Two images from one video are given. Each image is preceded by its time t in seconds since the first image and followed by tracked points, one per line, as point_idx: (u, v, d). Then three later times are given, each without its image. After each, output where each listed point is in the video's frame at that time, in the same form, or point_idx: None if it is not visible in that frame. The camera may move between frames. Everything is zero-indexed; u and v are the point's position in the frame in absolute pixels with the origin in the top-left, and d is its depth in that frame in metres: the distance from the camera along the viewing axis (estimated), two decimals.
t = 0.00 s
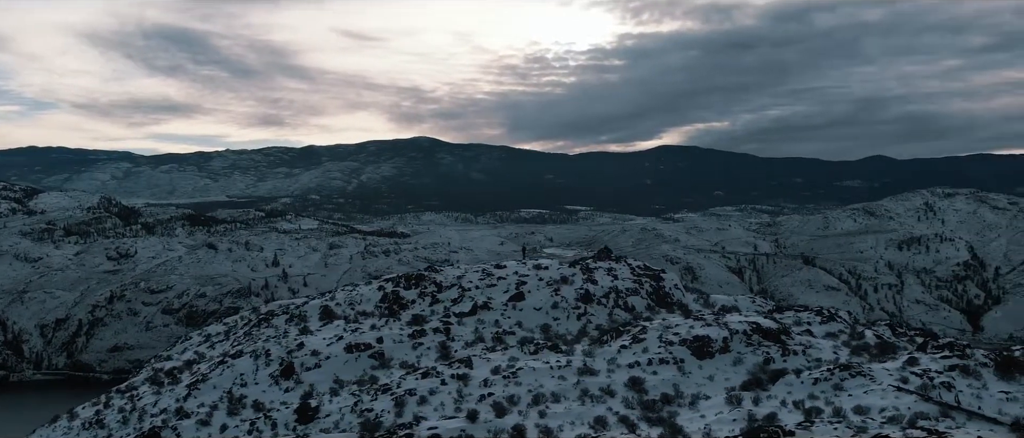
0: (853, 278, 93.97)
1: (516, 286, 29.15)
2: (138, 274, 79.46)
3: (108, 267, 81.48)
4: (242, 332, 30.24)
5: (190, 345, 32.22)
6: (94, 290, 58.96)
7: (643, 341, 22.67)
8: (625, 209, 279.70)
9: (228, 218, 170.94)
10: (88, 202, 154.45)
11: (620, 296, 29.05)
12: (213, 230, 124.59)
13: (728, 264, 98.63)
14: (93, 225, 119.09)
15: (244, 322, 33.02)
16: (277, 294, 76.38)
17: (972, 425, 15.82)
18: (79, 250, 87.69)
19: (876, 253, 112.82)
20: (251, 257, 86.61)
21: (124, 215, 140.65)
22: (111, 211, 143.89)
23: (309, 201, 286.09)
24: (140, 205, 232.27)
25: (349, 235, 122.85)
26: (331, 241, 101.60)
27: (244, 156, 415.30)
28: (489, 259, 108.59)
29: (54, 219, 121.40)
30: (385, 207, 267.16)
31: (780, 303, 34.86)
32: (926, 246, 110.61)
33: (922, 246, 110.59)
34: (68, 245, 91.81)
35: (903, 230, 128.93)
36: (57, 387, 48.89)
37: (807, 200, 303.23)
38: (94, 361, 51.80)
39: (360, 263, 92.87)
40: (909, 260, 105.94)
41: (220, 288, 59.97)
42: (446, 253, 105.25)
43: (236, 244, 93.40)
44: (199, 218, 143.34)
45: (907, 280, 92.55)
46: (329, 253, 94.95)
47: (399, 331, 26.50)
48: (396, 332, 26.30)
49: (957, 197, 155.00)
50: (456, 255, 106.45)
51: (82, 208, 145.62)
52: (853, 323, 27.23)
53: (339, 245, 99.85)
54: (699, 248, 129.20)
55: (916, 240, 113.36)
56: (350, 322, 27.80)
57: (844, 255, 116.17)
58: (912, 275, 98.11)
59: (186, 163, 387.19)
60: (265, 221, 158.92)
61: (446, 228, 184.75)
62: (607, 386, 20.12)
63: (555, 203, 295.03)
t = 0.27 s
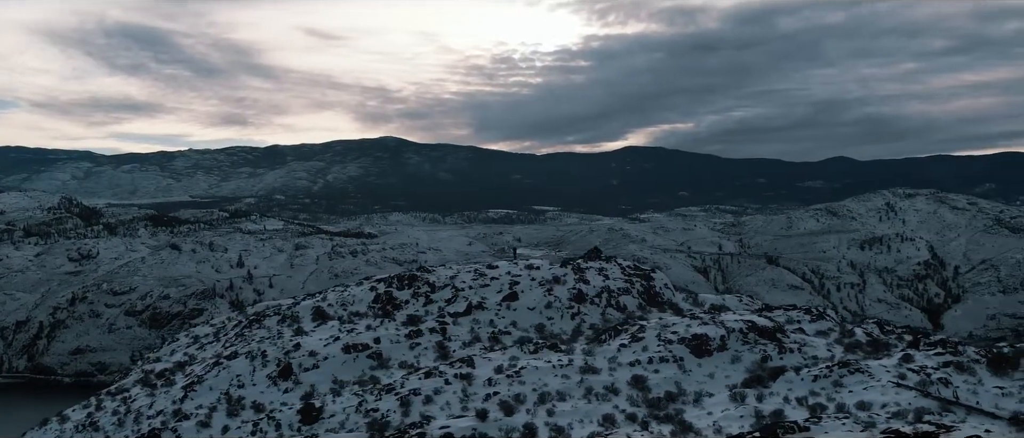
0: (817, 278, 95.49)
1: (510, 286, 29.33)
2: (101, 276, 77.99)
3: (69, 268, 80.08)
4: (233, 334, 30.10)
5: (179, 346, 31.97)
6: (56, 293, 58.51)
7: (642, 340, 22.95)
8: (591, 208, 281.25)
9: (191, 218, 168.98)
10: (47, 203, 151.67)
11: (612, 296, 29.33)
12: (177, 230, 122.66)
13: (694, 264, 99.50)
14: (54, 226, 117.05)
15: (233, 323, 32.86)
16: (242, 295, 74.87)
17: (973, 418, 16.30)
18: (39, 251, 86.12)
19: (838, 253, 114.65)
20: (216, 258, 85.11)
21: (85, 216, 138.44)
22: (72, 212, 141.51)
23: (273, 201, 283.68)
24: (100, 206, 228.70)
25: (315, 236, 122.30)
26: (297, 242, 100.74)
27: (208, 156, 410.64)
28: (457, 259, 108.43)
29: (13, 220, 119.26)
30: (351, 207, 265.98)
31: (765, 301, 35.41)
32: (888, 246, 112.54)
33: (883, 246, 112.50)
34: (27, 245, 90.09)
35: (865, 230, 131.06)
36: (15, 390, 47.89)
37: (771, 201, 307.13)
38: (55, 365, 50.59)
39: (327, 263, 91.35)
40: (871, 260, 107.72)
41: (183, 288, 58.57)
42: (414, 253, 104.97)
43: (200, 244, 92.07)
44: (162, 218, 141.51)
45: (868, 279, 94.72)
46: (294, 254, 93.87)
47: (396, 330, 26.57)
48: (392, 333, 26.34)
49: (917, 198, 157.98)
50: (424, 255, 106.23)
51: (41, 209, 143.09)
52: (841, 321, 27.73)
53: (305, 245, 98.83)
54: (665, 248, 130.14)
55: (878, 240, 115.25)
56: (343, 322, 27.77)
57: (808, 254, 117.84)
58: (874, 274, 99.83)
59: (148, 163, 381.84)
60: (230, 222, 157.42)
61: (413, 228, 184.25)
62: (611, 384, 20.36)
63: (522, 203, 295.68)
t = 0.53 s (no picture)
0: (781, 277, 96.67)
1: (503, 286, 29.51)
2: (62, 277, 76.74)
3: (29, 268, 78.76)
4: (224, 334, 29.93)
5: (166, 348, 31.68)
6: (15, 293, 57.67)
7: (640, 339, 23.23)
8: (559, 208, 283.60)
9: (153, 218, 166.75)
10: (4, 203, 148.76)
11: (604, 295, 29.61)
12: (139, 231, 120.99)
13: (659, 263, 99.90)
14: (13, 226, 114.89)
15: (222, 324, 32.66)
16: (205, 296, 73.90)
17: (975, 412, 16.74)
18: None
19: (802, 252, 116.29)
20: (179, 259, 84.02)
21: (44, 216, 135.94)
22: (30, 212, 138.90)
23: (238, 201, 280.79)
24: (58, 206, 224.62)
25: (280, 237, 121.35)
26: (262, 242, 99.92)
27: (170, 155, 405.43)
28: (425, 260, 108.15)
29: None
30: (316, 207, 264.27)
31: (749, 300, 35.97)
32: (850, 245, 114.16)
33: (846, 246, 114.14)
34: None
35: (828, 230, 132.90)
36: None
37: (735, 201, 310.33)
38: (15, 367, 50.13)
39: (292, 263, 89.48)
40: (834, 259, 109.30)
41: (147, 289, 57.85)
42: (382, 252, 104.53)
43: (162, 245, 91.00)
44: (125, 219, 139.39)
45: (830, 278, 96.73)
46: (260, 255, 93.07)
47: (392, 331, 26.61)
48: (388, 333, 26.38)
49: (878, 198, 160.64)
50: (392, 254, 105.88)
51: None
52: (829, 319, 28.22)
53: (270, 246, 97.92)
54: (631, 248, 130.88)
55: (840, 240, 116.82)
56: (338, 323, 27.76)
57: (772, 254, 119.22)
58: (837, 273, 101.37)
59: (109, 162, 375.98)
60: (193, 222, 155.59)
61: (379, 228, 183.50)
62: (614, 382, 20.61)
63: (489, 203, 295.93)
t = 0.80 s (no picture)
0: (746, 277, 97.75)
1: (496, 286, 29.68)
2: (22, 279, 75.15)
3: None
4: (216, 336, 29.77)
5: (155, 350, 31.39)
6: None
7: (640, 338, 23.50)
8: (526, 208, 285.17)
9: (114, 218, 164.23)
10: None
11: (597, 294, 29.88)
12: (101, 231, 119.04)
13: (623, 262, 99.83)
14: None
15: (211, 325, 32.46)
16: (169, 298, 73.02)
17: (973, 406, 17.25)
18: None
19: (765, 252, 117.74)
20: (141, 260, 82.63)
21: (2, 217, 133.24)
22: None
23: (201, 200, 277.44)
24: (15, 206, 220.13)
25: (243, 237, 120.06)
26: (226, 243, 98.73)
27: (131, 154, 399.51)
28: (393, 260, 107.35)
29: None
30: (281, 207, 262.12)
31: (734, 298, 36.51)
32: (813, 245, 115.58)
33: (809, 245, 115.55)
34: None
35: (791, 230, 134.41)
36: None
37: (700, 201, 313.17)
38: None
39: (257, 264, 87.53)
40: (798, 258, 110.73)
41: (109, 291, 56.91)
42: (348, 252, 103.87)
43: (123, 245, 89.63)
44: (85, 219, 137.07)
45: (793, 277, 98.26)
46: (224, 255, 92.04)
47: (387, 331, 26.63)
48: (384, 333, 26.41)
49: (839, 199, 163.09)
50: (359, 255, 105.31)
51: None
52: (817, 317, 28.71)
53: (234, 246, 96.81)
54: (598, 248, 131.42)
55: (803, 240, 118.05)
56: (334, 323, 27.73)
57: (736, 254, 120.20)
58: (800, 272, 102.62)
59: (68, 162, 369.54)
60: (156, 222, 153.52)
61: (345, 229, 182.47)
62: (617, 381, 20.88)
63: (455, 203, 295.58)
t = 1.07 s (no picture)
0: (712, 276, 98.82)
1: (490, 286, 29.82)
2: None
3: None
4: (208, 336, 29.60)
5: (144, 351, 31.13)
6: None
7: (638, 336, 23.78)
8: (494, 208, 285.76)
9: (75, 218, 161.52)
10: None
11: (589, 294, 30.12)
12: (63, 231, 116.99)
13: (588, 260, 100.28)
14: None
15: (201, 326, 32.28)
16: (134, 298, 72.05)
17: (971, 401, 17.74)
18: None
19: (731, 251, 119.00)
20: (104, 261, 81.16)
21: None
22: None
23: (164, 200, 273.79)
24: None
25: (209, 237, 118.75)
26: (191, 244, 97.45)
27: (92, 153, 393.27)
28: (361, 259, 106.56)
29: None
30: (246, 208, 259.65)
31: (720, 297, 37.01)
32: (778, 245, 116.94)
33: (774, 245, 116.95)
34: None
35: (756, 229, 135.88)
36: None
37: (667, 201, 315.67)
38: None
39: (223, 265, 85.64)
40: (762, 258, 112.06)
41: (72, 292, 56.24)
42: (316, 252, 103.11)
43: (85, 245, 88.13)
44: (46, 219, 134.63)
45: (759, 276, 99.50)
46: (190, 256, 90.90)
47: (383, 331, 26.66)
48: (381, 334, 26.45)
49: (802, 199, 165.31)
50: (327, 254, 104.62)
51: None
52: (805, 315, 29.18)
53: (199, 247, 95.69)
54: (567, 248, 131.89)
55: (768, 239, 119.36)
56: (329, 324, 27.70)
57: (701, 253, 121.25)
58: (764, 271, 103.76)
59: (28, 161, 362.75)
60: (119, 222, 151.28)
61: (312, 229, 181.27)
62: (620, 379, 21.14)
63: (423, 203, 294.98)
